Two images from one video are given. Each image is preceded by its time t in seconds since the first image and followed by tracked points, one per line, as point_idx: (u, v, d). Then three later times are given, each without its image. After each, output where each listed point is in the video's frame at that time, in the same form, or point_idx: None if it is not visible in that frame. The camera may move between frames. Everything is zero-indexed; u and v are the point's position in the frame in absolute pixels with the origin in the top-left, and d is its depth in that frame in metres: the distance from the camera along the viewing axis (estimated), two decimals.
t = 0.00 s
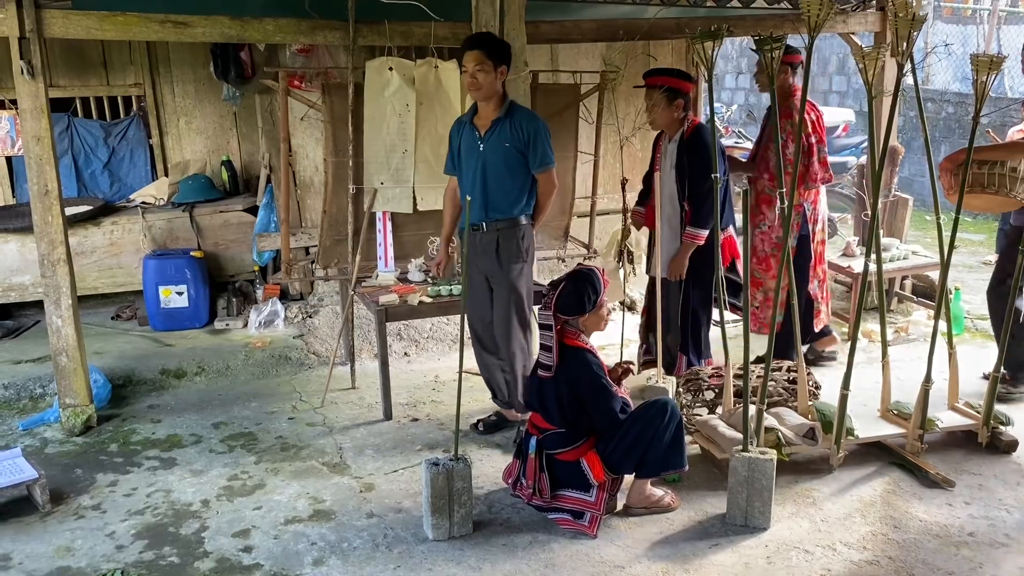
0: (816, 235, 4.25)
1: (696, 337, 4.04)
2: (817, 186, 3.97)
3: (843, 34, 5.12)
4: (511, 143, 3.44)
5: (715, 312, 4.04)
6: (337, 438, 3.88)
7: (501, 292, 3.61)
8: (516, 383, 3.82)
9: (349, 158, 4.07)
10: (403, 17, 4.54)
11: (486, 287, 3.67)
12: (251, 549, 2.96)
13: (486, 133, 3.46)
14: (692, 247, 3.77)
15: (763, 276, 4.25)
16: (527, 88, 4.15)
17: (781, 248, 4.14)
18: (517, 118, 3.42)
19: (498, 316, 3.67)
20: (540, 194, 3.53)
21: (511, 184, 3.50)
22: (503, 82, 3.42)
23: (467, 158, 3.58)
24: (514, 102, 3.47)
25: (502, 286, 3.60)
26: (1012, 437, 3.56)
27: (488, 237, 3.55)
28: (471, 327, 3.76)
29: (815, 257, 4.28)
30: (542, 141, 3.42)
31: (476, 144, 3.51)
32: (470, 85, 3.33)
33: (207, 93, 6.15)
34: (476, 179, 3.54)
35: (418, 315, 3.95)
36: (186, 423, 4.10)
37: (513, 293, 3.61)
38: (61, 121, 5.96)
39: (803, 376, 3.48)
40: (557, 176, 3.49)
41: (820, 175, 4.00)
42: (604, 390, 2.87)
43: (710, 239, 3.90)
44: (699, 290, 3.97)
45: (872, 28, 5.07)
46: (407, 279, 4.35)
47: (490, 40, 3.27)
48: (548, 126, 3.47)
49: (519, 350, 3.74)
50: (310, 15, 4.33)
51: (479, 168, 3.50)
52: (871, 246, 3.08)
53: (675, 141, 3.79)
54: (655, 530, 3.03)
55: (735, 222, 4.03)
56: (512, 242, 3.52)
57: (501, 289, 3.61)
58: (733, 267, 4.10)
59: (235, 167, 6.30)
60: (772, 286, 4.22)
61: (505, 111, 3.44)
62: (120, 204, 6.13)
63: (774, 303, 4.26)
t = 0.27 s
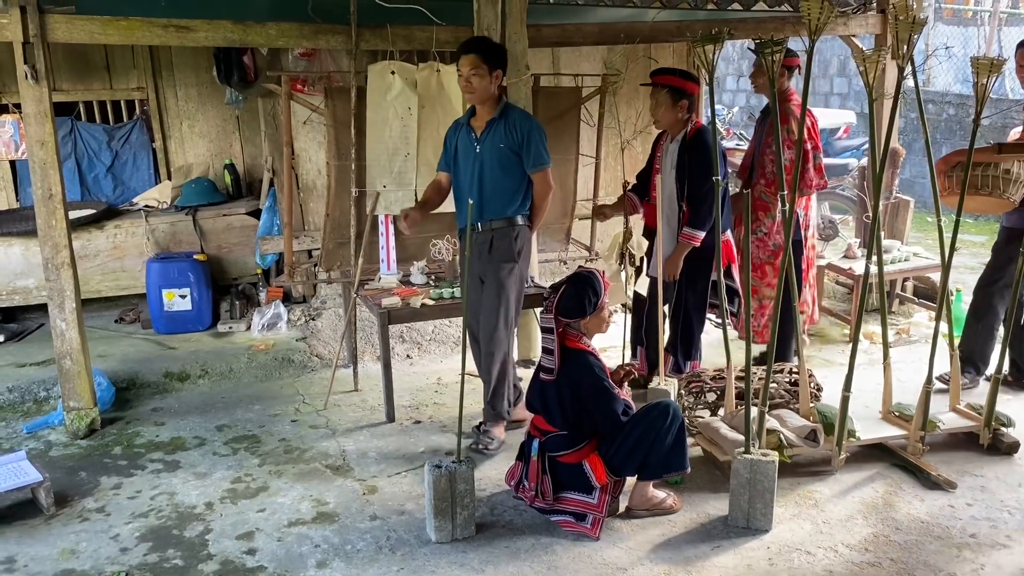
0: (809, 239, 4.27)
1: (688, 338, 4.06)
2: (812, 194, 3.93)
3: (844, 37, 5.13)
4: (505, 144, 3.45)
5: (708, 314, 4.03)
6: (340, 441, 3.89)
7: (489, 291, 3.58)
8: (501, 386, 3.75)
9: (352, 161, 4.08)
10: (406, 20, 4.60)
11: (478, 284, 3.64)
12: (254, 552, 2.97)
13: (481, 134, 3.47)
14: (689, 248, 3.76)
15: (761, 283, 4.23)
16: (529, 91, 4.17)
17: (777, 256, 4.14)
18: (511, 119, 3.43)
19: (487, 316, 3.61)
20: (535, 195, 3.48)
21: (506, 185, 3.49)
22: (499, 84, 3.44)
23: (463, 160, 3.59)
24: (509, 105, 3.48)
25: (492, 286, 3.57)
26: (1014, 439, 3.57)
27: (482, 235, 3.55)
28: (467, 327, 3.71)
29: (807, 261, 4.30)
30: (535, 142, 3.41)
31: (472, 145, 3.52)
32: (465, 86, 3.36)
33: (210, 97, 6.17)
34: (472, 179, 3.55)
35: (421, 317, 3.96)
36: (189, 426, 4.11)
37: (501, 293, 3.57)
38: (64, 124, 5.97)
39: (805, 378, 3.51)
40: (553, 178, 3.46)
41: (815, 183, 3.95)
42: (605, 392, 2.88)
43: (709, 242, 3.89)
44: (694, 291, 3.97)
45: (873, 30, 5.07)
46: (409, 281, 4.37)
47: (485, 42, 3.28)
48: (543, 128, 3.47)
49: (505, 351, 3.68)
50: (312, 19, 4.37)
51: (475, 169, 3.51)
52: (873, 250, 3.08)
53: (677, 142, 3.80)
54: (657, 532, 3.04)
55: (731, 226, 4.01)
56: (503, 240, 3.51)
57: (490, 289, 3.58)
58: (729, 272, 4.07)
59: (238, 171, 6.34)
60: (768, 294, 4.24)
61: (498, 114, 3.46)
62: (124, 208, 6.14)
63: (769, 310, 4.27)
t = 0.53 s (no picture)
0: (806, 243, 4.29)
1: (684, 346, 4.07)
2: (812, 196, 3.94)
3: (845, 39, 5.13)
4: (500, 151, 3.43)
5: (703, 321, 4.07)
6: (342, 443, 3.90)
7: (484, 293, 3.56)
8: (484, 392, 3.68)
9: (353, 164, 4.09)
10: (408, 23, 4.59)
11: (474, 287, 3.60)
12: (257, 553, 2.98)
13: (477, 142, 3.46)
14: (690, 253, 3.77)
15: (762, 285, 4.25)
16: (530, 93, 4.20)
17: (778, 258, 4.16)
18: (506, 127, 3.41)
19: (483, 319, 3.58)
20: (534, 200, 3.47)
21: (503, 192, 3.47)
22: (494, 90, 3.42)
23: (461, 165, 3.59)
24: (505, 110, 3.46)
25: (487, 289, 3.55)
26: (1015, 440, 3.57)
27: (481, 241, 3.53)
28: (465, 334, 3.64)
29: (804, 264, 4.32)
30: (531, 148, 3.38)
31: (469, 151, 3.51)
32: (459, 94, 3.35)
33: (212, 99, 6.18)
34: (470, 186, 3.54)
35: (423, 320, 3.97)
36: (192, 428, 4.12)
37: (497, 298, 3.55)
38: (67, 127, 5.98)
39: (807, 380, 3.51)
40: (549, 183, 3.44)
41: (815, 185, 3.97)
42: (607, 395, 2.89)
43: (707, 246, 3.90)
44: (691, 298, 4.00)
45: (874, 32, 5.08)
46: (412, 283, 4.37)
47: (478, 47, 3.24)
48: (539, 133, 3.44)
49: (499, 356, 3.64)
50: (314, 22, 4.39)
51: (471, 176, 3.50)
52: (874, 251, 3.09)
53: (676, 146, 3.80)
54: (659, 534, 3.04)
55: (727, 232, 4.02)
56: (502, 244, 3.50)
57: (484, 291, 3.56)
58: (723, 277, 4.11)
59: (240, 173, 6.33)
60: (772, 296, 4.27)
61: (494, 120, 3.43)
62: (126, 210, 6.16)
63: (773, 313, 4.29)
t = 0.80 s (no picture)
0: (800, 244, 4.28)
1: (685, 347, 4.07)
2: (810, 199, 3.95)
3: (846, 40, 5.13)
4: (494, 157, 3.40)
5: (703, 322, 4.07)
6: (344, 444, 3.90)
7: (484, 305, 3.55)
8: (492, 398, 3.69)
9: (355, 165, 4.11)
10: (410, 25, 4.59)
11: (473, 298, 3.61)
12: (259, 554, 2.99)
13: (471, 146, 3.43)
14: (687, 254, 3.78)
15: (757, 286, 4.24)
16: (531, 95, 4.22)
17: (774, 258, 4.14)
18: (500, 132, 3.38)
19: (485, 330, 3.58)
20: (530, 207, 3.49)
21: (498, 198, 3.45)
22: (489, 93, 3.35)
23: (456, 170, 3.56)
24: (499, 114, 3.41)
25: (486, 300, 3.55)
26: (1016, 441, 3.58)
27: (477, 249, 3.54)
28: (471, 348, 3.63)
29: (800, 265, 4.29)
30: (525, 154, 3.36)
31: (463, 155, 3.49)
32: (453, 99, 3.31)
33: (214, 102, 6.19)
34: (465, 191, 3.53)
35: (424, 321, 3.98)
36: (194, 429, 4.13)
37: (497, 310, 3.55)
38: (69, 130, 5.99)
39: (807, 380, 3.52)
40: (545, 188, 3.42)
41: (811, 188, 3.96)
42: (609, 396, 2.89)
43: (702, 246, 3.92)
44: (689, 300, 4.00)
45: (875, 34, 5.08)
46: (412, 284, 4.38)
47: (472, 51, 3.20)
48: (533, 138, 3.40)
49: (503, 364, 3.65)
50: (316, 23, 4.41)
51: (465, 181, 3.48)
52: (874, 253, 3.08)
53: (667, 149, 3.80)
54: (660, 535, 3.04)
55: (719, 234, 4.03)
56: (498, 256, 3.48)
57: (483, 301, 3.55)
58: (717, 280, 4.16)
59: (242, 174, 6.35)
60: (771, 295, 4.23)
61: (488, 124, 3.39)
62: (128, 213, 6.17)
63: (771, 313, 4.25)
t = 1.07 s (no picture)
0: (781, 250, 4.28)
1: (682, 348, 4.08)
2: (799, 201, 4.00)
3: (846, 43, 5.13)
4: (482, 164, 3.31)
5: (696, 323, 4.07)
6: (345, 446, 3.91)
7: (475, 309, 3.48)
8: (485, 405, 3.59)
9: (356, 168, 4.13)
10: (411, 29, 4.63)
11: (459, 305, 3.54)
12: (259, 556, 2.99)
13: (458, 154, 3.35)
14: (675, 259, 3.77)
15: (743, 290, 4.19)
16: (532, 98, 4.23)
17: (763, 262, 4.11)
18: (487, 139, 3.28)
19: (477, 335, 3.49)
20: (521, 213, 3.41)
21: (486, 206, 3.36)
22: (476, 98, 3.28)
23: (444, 178, 3.50)
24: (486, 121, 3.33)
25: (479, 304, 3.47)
26: (1016, 443, 3.57)
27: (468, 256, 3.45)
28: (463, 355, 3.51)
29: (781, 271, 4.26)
30: (514, 161, 3.27)
31: (450, 163, 3.42)
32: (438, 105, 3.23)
33: (215, 104, 6.20)
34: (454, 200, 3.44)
35: (425, 323, 3.98)
36: (195, 431, 4.14)
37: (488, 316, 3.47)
38: (70, 132, 5.99)
39: (807, 382, 3.53)
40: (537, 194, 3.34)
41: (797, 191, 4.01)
42: (609, 398, 2.90)
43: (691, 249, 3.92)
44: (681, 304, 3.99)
45: (875, 36, 5.07)
46: (413, 288, 4.39)
47: (459, 55, 3.16)
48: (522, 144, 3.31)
49: (495, 371, 3.55)
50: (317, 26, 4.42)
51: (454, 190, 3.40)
52: (874, 255, 3.08)
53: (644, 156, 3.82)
54: (660, 537, 3.05)
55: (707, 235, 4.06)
56: (489, 261, 3.40)
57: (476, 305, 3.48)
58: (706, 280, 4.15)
59: (243, 177, 6.35)
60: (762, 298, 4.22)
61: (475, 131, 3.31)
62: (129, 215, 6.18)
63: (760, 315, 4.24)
